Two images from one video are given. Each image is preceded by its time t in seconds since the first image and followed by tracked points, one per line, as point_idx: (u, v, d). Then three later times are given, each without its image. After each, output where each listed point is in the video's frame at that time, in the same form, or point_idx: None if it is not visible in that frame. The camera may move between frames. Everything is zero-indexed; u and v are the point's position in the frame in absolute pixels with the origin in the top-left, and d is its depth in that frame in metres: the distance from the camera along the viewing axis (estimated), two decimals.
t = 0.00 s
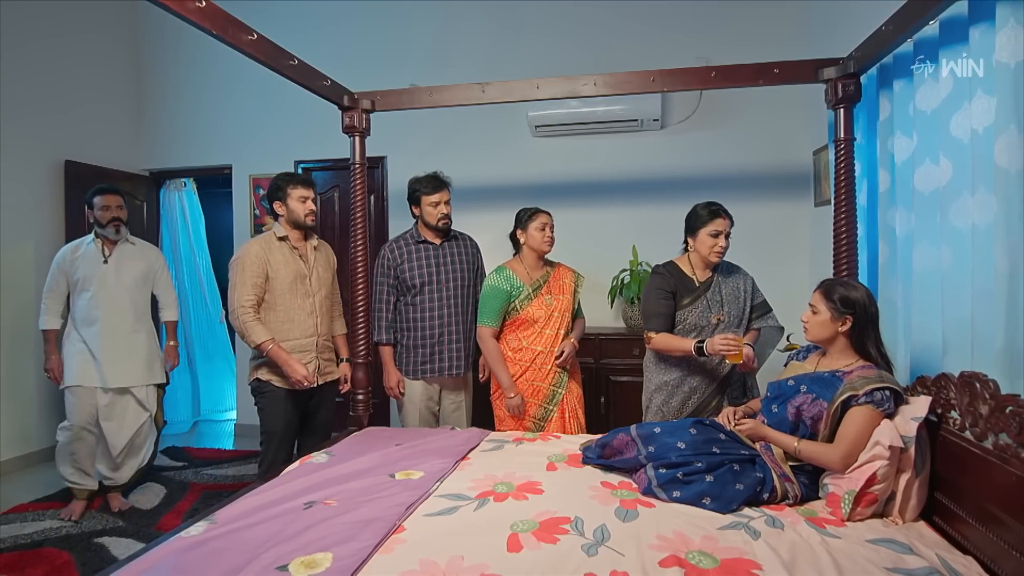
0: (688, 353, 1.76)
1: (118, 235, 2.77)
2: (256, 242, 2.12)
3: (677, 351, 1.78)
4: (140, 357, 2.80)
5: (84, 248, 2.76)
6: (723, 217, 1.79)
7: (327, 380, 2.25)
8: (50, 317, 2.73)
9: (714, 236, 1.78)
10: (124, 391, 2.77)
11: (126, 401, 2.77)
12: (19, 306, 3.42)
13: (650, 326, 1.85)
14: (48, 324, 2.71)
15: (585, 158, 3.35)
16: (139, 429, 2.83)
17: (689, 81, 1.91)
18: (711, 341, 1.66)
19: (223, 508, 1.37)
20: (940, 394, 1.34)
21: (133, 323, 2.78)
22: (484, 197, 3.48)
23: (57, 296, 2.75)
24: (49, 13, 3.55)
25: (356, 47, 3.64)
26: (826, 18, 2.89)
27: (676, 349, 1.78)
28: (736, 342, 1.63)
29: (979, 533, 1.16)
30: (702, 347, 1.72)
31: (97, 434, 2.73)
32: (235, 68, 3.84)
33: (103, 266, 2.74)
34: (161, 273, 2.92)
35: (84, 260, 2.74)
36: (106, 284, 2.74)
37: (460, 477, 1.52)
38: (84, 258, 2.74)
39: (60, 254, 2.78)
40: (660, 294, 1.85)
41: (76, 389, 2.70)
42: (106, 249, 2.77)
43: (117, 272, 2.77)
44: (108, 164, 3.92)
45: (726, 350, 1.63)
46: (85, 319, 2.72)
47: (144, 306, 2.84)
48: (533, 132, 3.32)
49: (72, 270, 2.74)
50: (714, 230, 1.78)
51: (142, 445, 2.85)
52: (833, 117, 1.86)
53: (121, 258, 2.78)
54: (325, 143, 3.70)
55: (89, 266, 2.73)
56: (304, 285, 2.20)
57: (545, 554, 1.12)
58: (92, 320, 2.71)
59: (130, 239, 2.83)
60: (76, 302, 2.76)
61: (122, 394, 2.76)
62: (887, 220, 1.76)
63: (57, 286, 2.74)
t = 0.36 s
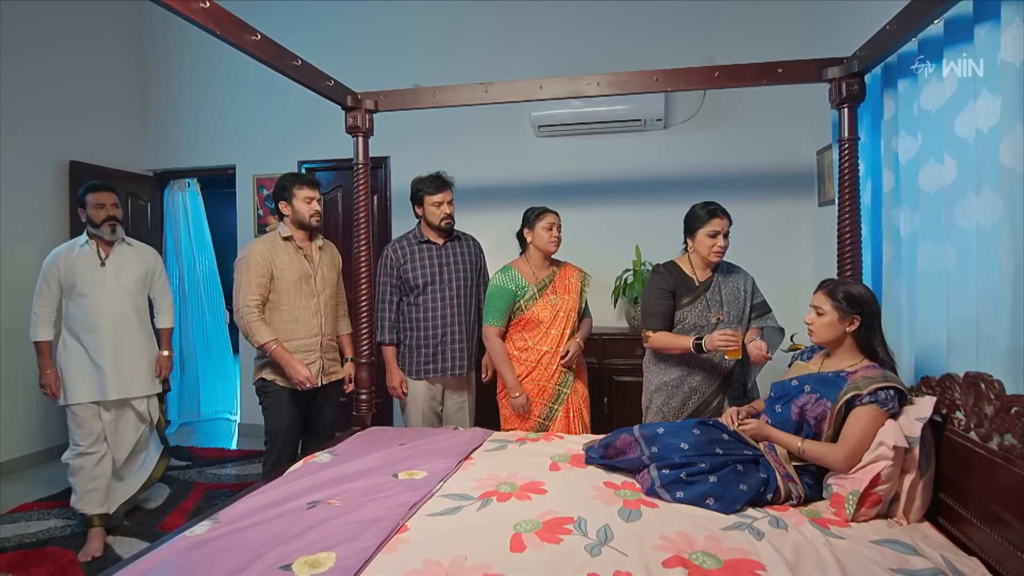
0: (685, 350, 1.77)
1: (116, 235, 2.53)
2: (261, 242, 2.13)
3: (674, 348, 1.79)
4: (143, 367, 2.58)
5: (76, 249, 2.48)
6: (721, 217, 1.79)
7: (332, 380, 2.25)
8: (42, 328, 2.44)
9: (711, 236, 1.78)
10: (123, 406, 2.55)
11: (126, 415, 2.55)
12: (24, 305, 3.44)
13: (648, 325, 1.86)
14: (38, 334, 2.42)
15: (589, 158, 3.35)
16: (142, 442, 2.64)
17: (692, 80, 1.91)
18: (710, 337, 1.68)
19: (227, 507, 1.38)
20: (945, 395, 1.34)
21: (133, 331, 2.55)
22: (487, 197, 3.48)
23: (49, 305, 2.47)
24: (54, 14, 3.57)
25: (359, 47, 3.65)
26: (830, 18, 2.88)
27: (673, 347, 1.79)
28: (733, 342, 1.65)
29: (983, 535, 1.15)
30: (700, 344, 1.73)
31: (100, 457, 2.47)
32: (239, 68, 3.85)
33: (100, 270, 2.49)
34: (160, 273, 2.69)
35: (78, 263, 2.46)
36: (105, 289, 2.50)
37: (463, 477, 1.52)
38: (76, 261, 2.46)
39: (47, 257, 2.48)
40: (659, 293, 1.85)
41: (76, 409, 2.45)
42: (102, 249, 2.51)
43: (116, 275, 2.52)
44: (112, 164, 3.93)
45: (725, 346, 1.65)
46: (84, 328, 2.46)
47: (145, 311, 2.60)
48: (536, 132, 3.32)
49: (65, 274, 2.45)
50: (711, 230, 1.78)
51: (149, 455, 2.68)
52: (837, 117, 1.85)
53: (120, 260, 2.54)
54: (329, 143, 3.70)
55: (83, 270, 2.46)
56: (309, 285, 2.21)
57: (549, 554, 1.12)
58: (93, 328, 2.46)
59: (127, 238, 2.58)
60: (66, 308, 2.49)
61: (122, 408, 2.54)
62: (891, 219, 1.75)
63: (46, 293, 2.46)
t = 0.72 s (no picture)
0: (679, 349, 1.79)
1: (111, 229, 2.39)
2: (264, 242, 2.13)
3: (667, 348, 1.80)
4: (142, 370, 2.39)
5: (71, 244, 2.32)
6: (718, 217, 1.79)
7: (334, 380, 2.25)
8: (29, 328, 2.29)
9: (707, 237, 1.79)
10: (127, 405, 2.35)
11: (133, 413, 2.36)
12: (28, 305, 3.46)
13: (642, 324, 1.87)
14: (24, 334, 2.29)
15: (591, 158, 3.35)
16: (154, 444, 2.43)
17: (694, 80, 1.91)
18: (703, 334, 1.72)
19: (230, 507, 1.38)
20: (948, 395, 1.33)
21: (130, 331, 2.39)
22: (489, 197, 3.48)
23: (38, 303, 2.31)
24: (58, 16, 3.59)
25: (362, 47, 3.65)
26: (832, 18, 2.87)
27: (667, 347, 1.81)
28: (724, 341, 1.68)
29: (987, 535, 1.15)
30: (693, 343, 1.75)
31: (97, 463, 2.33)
32: (242, 68, 3.85)
33: (98, 266, 2.35)
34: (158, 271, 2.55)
35: (74, 257, 2.31)
36: (102, 286, 2.35)
37: (465, 477, 1.52)
38: (71, 255, 2.31)
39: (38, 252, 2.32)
40: (655, 293, 1.86)
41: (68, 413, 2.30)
42: (98, 244, 2.36)
43: (112, 273, 2.37)
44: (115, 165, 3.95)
45: (717, 343, 1.69)
46: (77, 328, 2.31)
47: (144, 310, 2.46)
48: (538, 132, 3.32)
49: (58, 269, 2.30)
50: (707, 231, 1.79)
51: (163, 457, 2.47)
52: (840, 117, 1.85)
53: (118, 256, 2.40)
54: (332, 143, 3.70)
55: (78, 266, 2.31)
56: (312, 285, 2.21)
57: (551, 554, 1.12)
58: (88, 330, 2.31)
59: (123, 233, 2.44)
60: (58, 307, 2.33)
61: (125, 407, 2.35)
62: (894, 219, 1.75)
63: (36, 290, 2.30)
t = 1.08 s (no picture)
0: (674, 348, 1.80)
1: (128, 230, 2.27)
2: (266, 243, 2.14)
3: (663, 347, 1.81)
4: (156, 377, 2.30)
5: (82, 246, 2.21)
6: (715, 224, 1.79)
7: (336, 380, 2.25)
8: (39, 335, 2.18)
9: (702, 243, 1.80)
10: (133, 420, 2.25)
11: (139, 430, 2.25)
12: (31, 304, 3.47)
13: (638, 322, 1.87)
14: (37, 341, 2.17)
15: (592, 158, 3.35)
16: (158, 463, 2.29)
17: (696, 80, 1.90)
18: (699, 334, 1.70)
19: (233, 506, 1.38)
20: (950, 395, 1.33)
21: (144, 337, 2.29)
22: (490, 197, 3.49)
23: (47, 306, 2.20)
24: (61, 16, 3.60)
25: (365, 48, 3.65)
26: (835, 18, 2.87)
27: (663, 345, 1.81)
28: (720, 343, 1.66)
29: (990, 536, 1.15)
30: (689, 341, 1.75)
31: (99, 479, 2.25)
32: (244, 69, 3.86)
33: (109, 269, 2.24)
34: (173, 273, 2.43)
35: (84, 260, 2.21)
36: (113, 291, 2.24)
37: (467, 477, 1.52)
38: (82, 258, 2.20)
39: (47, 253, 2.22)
40: (652, 291, 1.86)
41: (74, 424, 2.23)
42: (110, 247, 2.26)
43: (126, 276, 2.27)
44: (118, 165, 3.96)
45: (713, 343, 1.67)
46: (87, 334, 2.21)
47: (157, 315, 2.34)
48: (540, 132, 3.32)
49: (68, 272, 2.20)
50: (703, 237, 1.79)
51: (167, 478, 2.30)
52: (842, 116, 1.84)
53: (130, 259, 2.28)
54: (333, 143, 3.71)
55: (89, 269, 2.20)
56: (314, 285, 2.21)
57: (553, 554, 1.12)
58: (98, 336, 2.21)
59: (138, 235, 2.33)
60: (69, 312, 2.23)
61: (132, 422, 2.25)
62: (897, 219, 1.74)
63: (46, 293, 2.20)
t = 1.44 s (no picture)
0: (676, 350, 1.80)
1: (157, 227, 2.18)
2: (267, 243, 2.14)
3: (665, 348, 1.81)
4: (184, 379, 2.21)
5: (109, 242, 2.12)
6: (712, 224, 1.79)
7: (338, 380, 2.25)
8: (66, 333, 2.07)
9: (700, 243, 1.80)
10: (160, 426, 2.18)
11: (164, 437, 2.19)
12: (32, 304, 3.48)
13: (639, 324, 1.87)
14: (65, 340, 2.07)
15: (593, 158, 3.34)
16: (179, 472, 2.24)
17: (697, 80, 1.90)
18: (704, 336, 1.73)
19: (234, 506, 1.38)
20: (951, 395, 1.33)
21: (172, 337, 2.19)
22: (491, 197, 3.49)
23: (74, 304, 2.10)
24: (62, 16, 3.61)
25: (366, 48, 3.65)
26: (835, 19, 2.87)
27: (664, 347, 1.81)
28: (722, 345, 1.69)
29: (990, 536, 1.15)
30: (691, 344, 1.77)
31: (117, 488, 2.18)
32: (244, 69, 3.86)
33: (137, 266, 2.14)
34: (201, 271, 2.34)
35: (111, 256, 2.11)
36: (141, 289, 2.14)
37: (467, 477, 1.52)
38: (110, 254, 2.11)
39: (73, 250, 2.13)
40: (652, 292, 1.86)
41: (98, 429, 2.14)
42: (139, 243, 2.16)
43: (154, 273, 2.17)
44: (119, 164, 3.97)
45: (717, 345, 1.70)
46: (114, 334, 2.11)
47: (186, 315, 2.25)
48: (541, 132, 3.32)
49: (95, 269, 2.10)
50: (700, 238, 1.79)
51: (187, 487, 2.25)
52: (843, 116, 1.84)
53: (158, 256, 2.19)
54: (334, 143, 3.71)
55: (117, 266, 2.11)
56: (315, 285, 2.21)
57: (554, 554, 1.12)
58: (126, 335, 2.11)
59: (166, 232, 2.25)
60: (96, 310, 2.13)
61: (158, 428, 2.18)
62: (898, 219, 1.74)
63: (72, 290, 2.10)
